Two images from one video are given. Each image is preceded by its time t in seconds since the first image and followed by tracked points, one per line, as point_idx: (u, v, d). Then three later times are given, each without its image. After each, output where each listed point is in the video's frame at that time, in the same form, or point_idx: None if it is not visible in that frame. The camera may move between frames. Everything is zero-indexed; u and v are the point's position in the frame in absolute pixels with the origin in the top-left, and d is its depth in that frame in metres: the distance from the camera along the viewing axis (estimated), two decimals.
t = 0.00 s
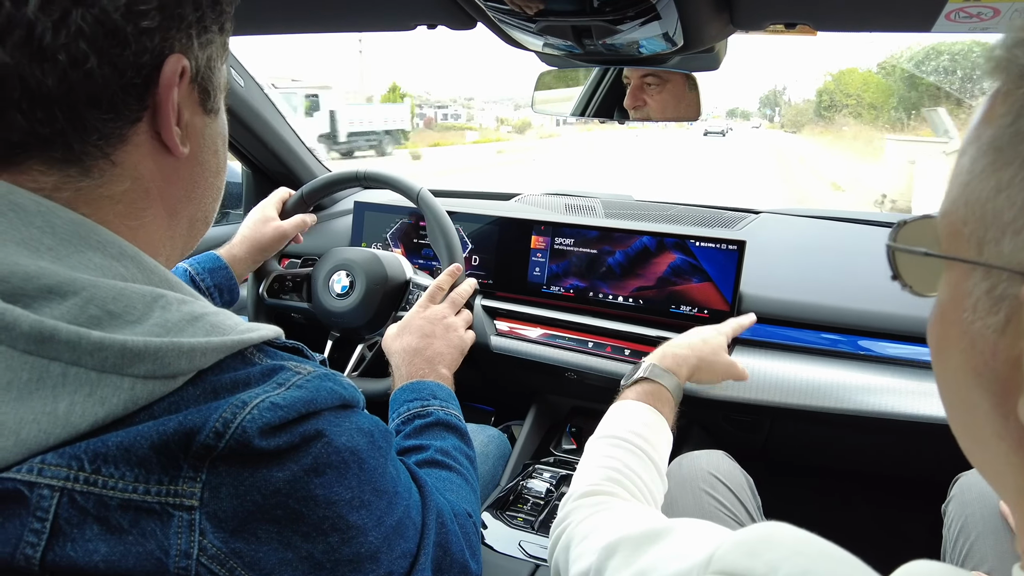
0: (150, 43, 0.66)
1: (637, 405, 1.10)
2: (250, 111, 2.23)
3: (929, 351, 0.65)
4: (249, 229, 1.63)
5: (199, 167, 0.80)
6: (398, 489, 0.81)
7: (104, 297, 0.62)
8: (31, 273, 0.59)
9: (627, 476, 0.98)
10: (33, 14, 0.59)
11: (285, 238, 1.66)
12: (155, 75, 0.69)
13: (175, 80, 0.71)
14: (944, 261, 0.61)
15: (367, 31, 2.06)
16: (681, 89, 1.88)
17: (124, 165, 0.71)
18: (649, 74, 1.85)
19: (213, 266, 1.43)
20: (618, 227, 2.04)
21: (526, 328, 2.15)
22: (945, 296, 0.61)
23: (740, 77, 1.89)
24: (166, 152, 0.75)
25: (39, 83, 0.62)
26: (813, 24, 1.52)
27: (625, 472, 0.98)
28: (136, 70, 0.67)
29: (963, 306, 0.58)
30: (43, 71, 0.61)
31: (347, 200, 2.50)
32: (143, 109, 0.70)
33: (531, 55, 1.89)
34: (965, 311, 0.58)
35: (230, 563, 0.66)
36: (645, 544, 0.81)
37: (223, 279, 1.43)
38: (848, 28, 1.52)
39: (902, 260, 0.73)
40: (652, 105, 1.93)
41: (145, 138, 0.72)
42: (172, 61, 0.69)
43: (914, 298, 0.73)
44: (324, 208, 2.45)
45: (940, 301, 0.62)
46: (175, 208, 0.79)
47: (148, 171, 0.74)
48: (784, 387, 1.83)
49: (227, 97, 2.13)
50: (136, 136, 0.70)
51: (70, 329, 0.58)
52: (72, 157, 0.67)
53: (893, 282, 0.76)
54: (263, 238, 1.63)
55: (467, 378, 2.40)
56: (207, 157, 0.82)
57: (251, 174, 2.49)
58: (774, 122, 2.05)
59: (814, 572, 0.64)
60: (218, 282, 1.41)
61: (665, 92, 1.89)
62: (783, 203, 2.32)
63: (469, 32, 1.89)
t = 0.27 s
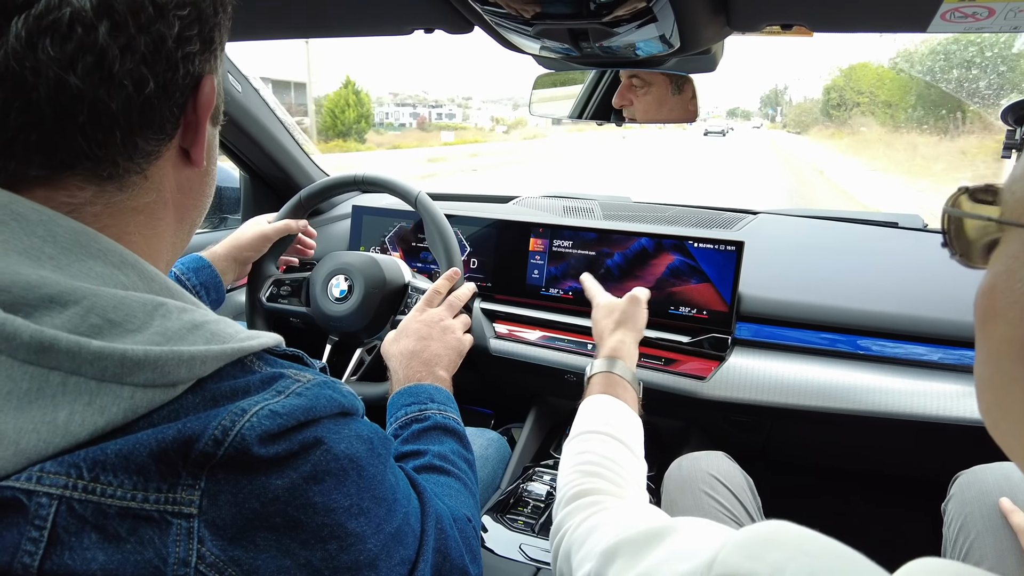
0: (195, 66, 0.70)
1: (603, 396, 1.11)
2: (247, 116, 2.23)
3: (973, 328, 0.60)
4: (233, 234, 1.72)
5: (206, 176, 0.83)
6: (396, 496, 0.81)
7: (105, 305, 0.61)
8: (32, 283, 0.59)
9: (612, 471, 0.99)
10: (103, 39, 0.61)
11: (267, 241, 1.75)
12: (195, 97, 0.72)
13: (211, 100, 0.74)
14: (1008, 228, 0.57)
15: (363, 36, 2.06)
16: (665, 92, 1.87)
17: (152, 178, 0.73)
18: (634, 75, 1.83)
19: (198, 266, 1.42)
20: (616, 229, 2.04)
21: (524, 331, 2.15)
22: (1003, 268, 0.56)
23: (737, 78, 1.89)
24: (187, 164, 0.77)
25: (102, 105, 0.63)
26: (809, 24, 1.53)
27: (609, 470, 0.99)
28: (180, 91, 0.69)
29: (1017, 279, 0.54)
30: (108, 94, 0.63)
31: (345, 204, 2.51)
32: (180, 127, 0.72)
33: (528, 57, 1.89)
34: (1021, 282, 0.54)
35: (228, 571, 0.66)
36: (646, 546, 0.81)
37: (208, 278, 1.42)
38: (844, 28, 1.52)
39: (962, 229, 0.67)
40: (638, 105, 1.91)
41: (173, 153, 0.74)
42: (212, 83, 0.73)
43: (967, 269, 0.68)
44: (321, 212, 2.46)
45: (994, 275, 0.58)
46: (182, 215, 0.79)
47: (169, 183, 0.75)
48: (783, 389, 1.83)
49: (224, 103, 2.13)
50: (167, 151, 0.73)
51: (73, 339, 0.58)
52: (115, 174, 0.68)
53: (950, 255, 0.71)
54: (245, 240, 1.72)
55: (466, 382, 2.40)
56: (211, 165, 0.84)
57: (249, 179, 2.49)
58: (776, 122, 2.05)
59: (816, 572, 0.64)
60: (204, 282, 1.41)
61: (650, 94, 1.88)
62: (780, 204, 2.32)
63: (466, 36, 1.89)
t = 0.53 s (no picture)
0: (176, 64, 0.69)
1: (603, 406, 1.12)
2: (245, 117, 2.23)
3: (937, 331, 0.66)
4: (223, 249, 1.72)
5: (200, 178, 0.82)
6: (392, 495, 0.81)
7: (97, 306, 0.62)
8: (24, 283, 0.59)
9: (603, 482, 0.99)
10: (74, 37, 0.61)
11: (258, 252, 1.76)
12: (176, 95, 0.71)
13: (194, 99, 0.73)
14: (963, 235, 0.63)
15: (361, 37, 2.06)
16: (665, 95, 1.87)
17: (138, 179, 0.73)
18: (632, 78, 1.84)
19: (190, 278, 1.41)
20: (613, 230, 2.04)
21: (521, 332, 2.15)
22: (960, 275, 0.62)
23: (734, 79, 1.89)
24: (174, 164, 0.76)
25: (75, 102, 0.64)
26: (805, 25, 1.53)
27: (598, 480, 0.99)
28: (161, 89, 0.69)
29: (973, 286, 0.60)
30: (81, 91, 0.63)
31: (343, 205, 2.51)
32: (163, 126, 0.72)
33: (525, 58, 1.89)
34: (978, 288, 0.59)
35: (223, 571, 0.67)
36: (632, 554, 0.81)
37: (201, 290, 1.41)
38: (840, 29, 1.53)
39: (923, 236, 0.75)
40: (637, 109, 1.93)
41: (158, 153, 0.74)
42: (195, 81, 0.72)
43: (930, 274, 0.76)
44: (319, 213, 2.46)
45: (954, 281, 0.63)
46: (174, 218, 0.79)
47: (158, 183, 0.75)
48: (780, 389, 1.84)
49: (221, 104, 2.12)
50: (151, 151, 0.73)
51: (67, 339, 0.58)
52: (96, 172, 0.68)
53: (909, 259, 0.79)
54: (236, 254, 1.72)
55: (464, 382, 2.40)
56: (205, 166, 0.84)
57: (246, 180, 2.50)
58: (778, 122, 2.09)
59: None
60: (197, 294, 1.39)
61: (648, 98, 1.89)
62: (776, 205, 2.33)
63: (463, 37, 1.90)
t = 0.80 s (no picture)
0: (135, 52, 0.67)
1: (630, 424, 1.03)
2: (243, 113, 2.23)
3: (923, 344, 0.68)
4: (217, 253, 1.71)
5: (190, 175, 0.81)
6: (390, 492, 0.81)
7: (94, 302, 0.61)
8: (19, 279, 0.59)
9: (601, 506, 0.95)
10: (14, 24, 0.61)
11: (252, 254, 1.73)
12: (140, 85, 0.69)
13: (159, 89, 0.71)
14: (942, 250, 0.64)
15: (360, 32, 2.05)
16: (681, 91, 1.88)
17: (112, 173, 0.72)
18: (646, 75, 1.84)
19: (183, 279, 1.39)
20: (611, 227, 2.04)
21: (520, 328, 2.15)
22: (942, 289, 0.64)
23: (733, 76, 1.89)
24: (151, 160, 0.75)
25: (19, 91, 0.63)
26: (804, 23, 1.53)
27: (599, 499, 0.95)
28: (119, 80, 0.67)
29: (960, 301, 0.62)
30: (23, 78, 0.63)
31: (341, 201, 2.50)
32: (127, 118, 0.70)
33: (524, 54, 1.89)
34: (964, 306, 0.61)
35: (221, 568, 0.66)
36: (624, 564, 0.80)
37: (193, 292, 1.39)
38: (839, 26, 1.52)
39: (895, 247, 0.75)
40: (650, 106, 1.93)
41: (131, 147, 0.72)
42: (157, 71, 0.70)
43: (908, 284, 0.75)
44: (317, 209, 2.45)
45: (935, 295, 0.65)
46: (165, 219, 0.79)
47: (136, 179, 0.74)
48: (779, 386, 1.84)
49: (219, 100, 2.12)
50: (122, 144, 0.71)
51: (64, 336, 0.58)
52: (57, 164, 0.67)
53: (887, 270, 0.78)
54: (230, 256, 1.70)
55: (462, 379, 2.40)
56: (198, 164, 0.82)
57: (244, 176, 2.49)
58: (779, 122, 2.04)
59: None
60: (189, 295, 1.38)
61: (663, 94, 1.88)
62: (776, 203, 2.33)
63: (462, 33, 1.89)
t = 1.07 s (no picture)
0: (91, 36, 0.64)
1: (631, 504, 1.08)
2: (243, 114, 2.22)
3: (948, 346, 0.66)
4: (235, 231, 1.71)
5: (168, 175, 0.75)
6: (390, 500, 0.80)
7: (92, 298, 0.62)
8: (17, 274, 0.59)
9: None
10: None
11: (268, 241, 1.74)
12: (93, 70, 0.65)
13: (116, 76, 0.67)
14: (967, 247, 0.62)
15: (358, 33, 2.05)
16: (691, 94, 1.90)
17: (75, 160, 0.69)
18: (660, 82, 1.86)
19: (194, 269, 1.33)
20: (611, 227, 2.04)
21: (520, 329, 2.15)
22: (965, 286, 0.62)
23: (732, 75, 1.89)
24: (114, 151, 0.70)
25: None
26: (804, 22, 1.53)
27: None
28: (71, 62, 0.64)
29: (982, 296, 0.60)
30: None
31: (341, 202, 2.50)
32: (85, 104, 0.67)
33: (523, 54, 1.89)
34: (983, 302, 0.60)
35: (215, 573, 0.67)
36: None
37: (206, 279, 1.32)
38: (838, 26, 1.53)
39: (926, 246, 0.75)
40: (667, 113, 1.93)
41: (90, 135, 0.69)
42: (113, 56, 0.65)
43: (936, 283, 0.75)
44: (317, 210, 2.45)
45: (958, 293, 0.63)
46: (146, 220, 0.75)
47: (103, 170, 0.71)
48: (780, 385, 1.83)
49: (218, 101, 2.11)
50: (80, 131, 0.68)
51: (61, 330, 0.59)
52: (10, 143, 0.66)
53: (915, 269, 0.78)
54: (246, 239, 1.71)
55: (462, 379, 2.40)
56: (179, 167, 0.76)
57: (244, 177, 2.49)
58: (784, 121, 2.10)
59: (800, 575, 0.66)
60: (201, 283, 1.31)
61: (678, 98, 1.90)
62: (775, 202, 2.33)
63: (461, 34, 1.89)
